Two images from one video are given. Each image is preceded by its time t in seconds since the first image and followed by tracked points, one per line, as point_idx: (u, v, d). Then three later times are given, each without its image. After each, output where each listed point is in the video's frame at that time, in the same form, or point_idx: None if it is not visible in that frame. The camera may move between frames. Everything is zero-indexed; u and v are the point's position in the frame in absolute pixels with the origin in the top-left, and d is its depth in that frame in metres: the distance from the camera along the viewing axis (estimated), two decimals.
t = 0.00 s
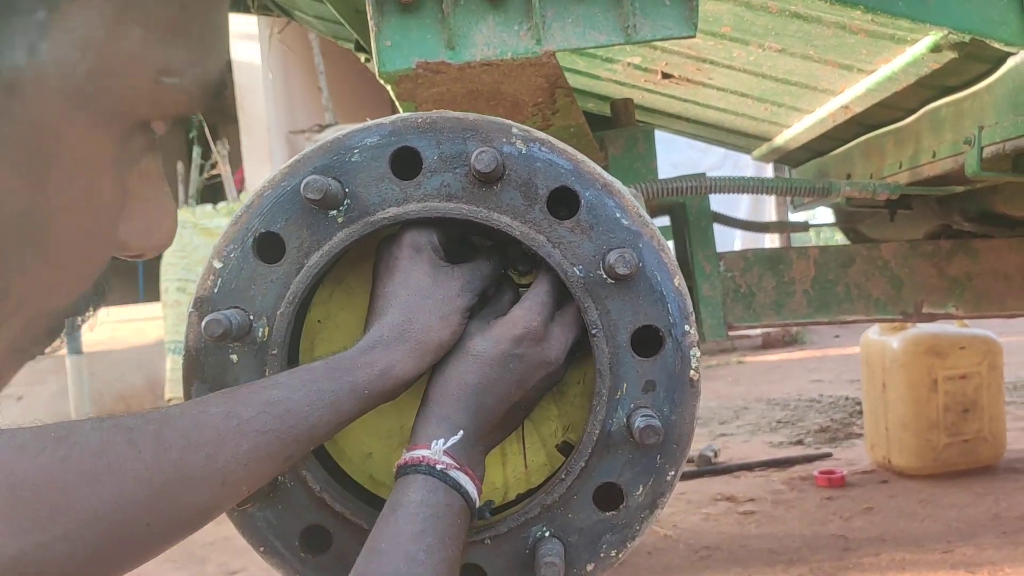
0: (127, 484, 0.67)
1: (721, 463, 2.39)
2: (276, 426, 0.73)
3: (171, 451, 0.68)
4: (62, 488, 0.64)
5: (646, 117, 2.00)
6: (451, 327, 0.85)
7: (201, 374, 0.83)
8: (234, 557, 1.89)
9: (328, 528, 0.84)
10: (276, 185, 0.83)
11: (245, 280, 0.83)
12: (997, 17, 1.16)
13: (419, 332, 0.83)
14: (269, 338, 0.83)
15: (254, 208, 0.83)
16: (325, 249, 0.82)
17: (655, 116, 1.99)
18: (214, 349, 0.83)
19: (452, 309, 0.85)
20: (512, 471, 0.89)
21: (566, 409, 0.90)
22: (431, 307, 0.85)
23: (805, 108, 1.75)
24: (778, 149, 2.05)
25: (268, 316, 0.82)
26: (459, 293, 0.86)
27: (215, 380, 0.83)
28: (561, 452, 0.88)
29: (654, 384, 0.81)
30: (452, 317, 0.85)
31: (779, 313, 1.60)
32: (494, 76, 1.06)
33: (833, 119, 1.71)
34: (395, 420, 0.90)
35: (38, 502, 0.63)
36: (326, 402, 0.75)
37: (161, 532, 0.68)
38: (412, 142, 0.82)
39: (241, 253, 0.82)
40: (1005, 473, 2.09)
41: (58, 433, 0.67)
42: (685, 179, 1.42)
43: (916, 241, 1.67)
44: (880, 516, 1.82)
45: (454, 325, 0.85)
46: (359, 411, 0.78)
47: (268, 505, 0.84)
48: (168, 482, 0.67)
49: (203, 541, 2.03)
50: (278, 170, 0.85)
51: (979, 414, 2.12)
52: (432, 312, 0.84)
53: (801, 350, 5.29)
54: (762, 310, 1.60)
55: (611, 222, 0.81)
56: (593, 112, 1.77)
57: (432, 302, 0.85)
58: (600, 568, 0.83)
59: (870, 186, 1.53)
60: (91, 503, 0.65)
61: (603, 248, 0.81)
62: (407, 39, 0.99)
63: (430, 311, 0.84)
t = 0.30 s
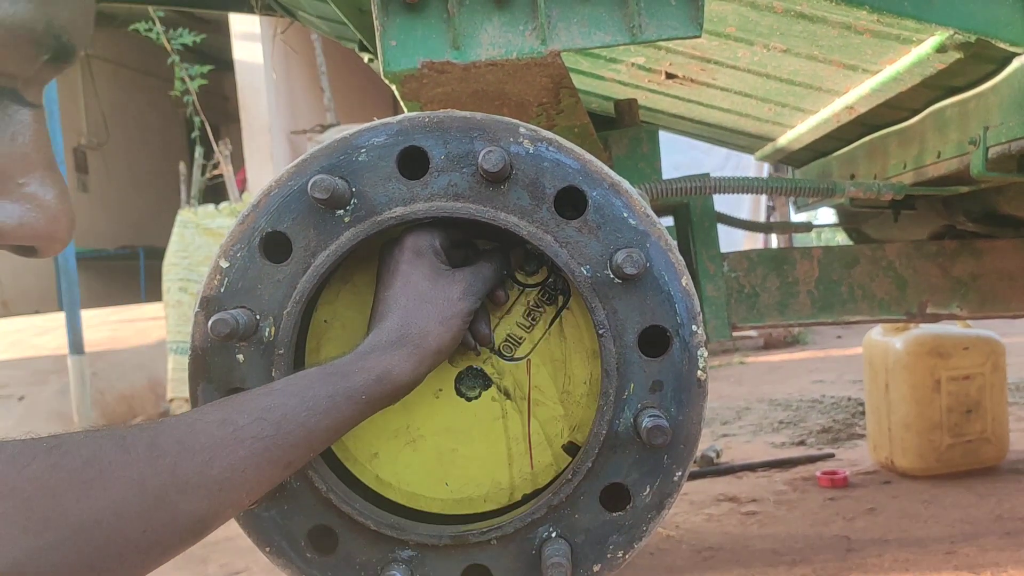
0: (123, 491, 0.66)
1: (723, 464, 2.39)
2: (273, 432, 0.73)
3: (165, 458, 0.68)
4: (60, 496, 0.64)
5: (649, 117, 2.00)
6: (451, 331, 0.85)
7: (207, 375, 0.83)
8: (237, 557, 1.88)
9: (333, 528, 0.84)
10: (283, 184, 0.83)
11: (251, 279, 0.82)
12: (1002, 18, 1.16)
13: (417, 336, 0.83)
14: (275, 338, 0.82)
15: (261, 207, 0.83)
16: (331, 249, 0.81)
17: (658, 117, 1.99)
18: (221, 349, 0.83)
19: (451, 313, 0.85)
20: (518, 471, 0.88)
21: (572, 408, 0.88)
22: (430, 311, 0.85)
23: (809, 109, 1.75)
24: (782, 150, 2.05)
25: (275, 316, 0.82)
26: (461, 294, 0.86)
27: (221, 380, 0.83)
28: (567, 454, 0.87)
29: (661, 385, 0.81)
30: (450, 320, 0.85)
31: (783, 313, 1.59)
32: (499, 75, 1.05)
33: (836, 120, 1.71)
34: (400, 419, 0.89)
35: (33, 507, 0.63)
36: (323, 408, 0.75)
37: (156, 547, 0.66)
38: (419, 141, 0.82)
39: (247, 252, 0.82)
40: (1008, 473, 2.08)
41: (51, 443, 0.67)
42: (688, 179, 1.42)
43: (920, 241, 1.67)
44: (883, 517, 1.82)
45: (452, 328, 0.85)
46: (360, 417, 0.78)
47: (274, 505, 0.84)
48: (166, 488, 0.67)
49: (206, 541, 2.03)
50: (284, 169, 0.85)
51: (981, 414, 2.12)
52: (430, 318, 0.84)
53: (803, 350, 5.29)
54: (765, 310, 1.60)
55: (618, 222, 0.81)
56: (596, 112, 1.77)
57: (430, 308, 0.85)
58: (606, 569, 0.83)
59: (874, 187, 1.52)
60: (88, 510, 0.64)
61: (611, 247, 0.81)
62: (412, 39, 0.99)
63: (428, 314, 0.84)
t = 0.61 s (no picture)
0: (160, 536, 0.67)
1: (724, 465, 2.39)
2: (278, 455, 0.74)
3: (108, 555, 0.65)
4: None
5: (650, 119, 2.00)
6: (387, 372, 0.81)
7: (208, 377, 0.83)
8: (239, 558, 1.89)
9: (334, 529, 0.84)
10: (284, 187, 0.83)
11: (252, 282, 0.83)
12: (1001, 19, 1.16)
13: (345, 382, 0.79)
14: (276, 341, 0.82)
15: (262, 210, 0.83)
16: (331, 252, 0.81)
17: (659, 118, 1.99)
18: (221, 352, 0.83)
19: (386, 357, 0.81)
20: (517, 474, 0.88)
21: (571, 411, 0.88)
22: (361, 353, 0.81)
23: (809, 110, 1.75)
24: (783, 151, 2.05)
25: (275, 318, 0.82)
26: (398, 333, 0.82)
27: (222, 382, 0.83)
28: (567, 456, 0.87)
29: (661, 387, 0.81)
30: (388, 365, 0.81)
31: (784, 315, 1.59)
32: (500, 78, 1.06)
33: (838, 122, 1.71)
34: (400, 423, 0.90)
35: None
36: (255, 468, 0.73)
37: None
38: (419, 143, 0.82)
39: (248, 254, 0.83)
40: (1008, 475, 2.08)
41: None
42: (688, 181, 1.42)
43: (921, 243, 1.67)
44: (883, 518, 1.82)
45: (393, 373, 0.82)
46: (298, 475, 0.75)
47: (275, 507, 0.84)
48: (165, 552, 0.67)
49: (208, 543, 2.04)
50: (286, 172, 0.85)
51: (982, 416, 2.12)
52: (360, 363, 0.80)
53: (804, 351, 5.30)
54: (767, 312, 1.60)
55: (618, 224, 0.81)
56: (597, 113, 1.77)
57: (360, 349, 0.81)
58: (606, 571, 0.83)
59: (875, 189, 1.52)
60: (126, 553, 0.66)
61: (610, 250, 0.81)
62: (413, 41, 1.00)
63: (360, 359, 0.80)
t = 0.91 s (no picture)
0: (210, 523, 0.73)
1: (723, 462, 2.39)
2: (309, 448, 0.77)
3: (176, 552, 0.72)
4: None
5: (648, 116, 1.99)
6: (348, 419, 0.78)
7: (206, 374, 0.84)
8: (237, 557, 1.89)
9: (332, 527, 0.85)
10: (282, 185, 0.83)
11: (250, 280, 0.83)
12: (1000, 16, 1.17)
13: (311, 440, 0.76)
14: (274, 339, 0.82)
15: (260, 208, 0.83)
16: (329, 250, 0.81)
17: (658, 116, 1.99)
18: (219, 350, 0.83)
19: (341, 404, 0.77)
20: (515, 472, 0.89)
21: (569, 408, 0.88)
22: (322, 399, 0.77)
23: (807, 107, 1.75)
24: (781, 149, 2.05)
25: (273, 316, 0.82)
26: (358, 381, 0.78)
27: (221, 380, 0.83)
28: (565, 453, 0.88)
29: (659, 384, 0.81)
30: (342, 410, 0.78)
31: (782, 312, 1.60)
32: (498, 76, 1.06)
33: (835, 119, 1.71)
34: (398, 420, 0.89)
35: None
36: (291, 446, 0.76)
37: None
38: (417, 142, 0.82)
39: (246, 253, 0.83)
40: (1006, 472, 2.09)
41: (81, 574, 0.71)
42: (686, 179, 1.42)
43: (919, 240, 1.67)
44: (882, 515, 1.82)
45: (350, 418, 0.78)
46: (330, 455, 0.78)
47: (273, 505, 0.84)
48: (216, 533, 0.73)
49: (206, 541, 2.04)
50: (284, 170, 0.85)
51: (980, 412, 2.12)
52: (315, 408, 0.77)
53: (802, 348, 5.30)
54: (764, 309, 1.60)
55: (616, 222, 0.81)
56: (596, 111, 1.77)
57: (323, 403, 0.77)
58: (604, 568, 0.83)
59: (873, 186, 1.52)
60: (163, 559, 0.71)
61: (608, 248, 0.81)
62: (411, 39, 1.00)
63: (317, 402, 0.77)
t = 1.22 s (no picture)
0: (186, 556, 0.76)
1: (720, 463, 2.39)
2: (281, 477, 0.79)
3: None
4: None
5: (643, 117, 2.00)
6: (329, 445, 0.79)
7: (196, 380, 0.83)
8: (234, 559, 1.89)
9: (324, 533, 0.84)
10: (271, 189, 0.83)
11: (239, 285, 0.83)
12: (991, 18, 1.17)
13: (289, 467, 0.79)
14: (263, 343, 0.82)
15: (249, 213, 0.83)
16: (318, 254, 0.81)
17: (653, 117, 1.99)
18: (208, 354, 0.83)
19: (320, 434, 0.79)
20: (506, 475, 0.89)
21: (560, 412, 0.88)
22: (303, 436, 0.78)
23: (802, 108, 1.75)
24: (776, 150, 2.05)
25: (263, 321, 0.82)
26: (338, 411, 0.80)
27: (210, 385, 0.83)
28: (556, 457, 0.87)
29: (649, 388, 0.81)
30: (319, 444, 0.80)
31: (777, 313, 1.60)
32: (490, 78, 1.06)
33: (830, 120, 1.71)
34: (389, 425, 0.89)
35: None
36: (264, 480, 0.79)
37: None
38: (406, 146, 0.82)
39: (235, 257, 0.83)
40: (1004, 471, 2.09)
41: None
42: (680, 180, 1.42)
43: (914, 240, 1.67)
44: (878, 515, 1.82)
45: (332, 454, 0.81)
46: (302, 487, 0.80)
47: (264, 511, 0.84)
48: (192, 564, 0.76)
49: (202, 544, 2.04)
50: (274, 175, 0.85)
51: (978, 412, 2.12)
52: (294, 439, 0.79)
53: (801, 348, 5.31)
54: (760, 310, 1.60)
55: (605, 226, 0.81)
56: (590, 112, 1.77)
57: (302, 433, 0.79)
58: (594, 572, 0.83)
59: (867, 187, 1.52)
60: None
61: (597, 252, 0.81)
62: (403, 41, 1.00)
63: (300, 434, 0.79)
